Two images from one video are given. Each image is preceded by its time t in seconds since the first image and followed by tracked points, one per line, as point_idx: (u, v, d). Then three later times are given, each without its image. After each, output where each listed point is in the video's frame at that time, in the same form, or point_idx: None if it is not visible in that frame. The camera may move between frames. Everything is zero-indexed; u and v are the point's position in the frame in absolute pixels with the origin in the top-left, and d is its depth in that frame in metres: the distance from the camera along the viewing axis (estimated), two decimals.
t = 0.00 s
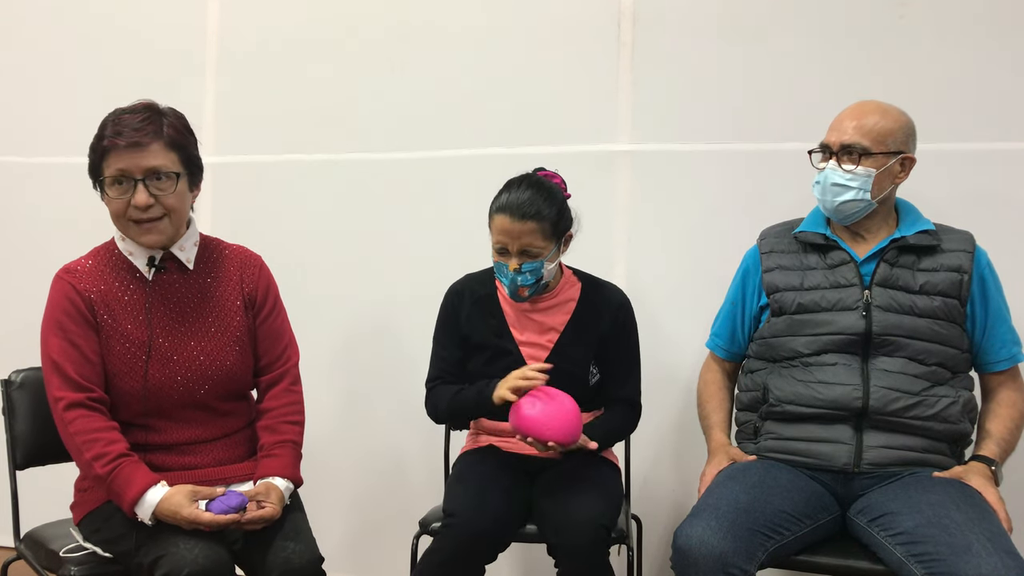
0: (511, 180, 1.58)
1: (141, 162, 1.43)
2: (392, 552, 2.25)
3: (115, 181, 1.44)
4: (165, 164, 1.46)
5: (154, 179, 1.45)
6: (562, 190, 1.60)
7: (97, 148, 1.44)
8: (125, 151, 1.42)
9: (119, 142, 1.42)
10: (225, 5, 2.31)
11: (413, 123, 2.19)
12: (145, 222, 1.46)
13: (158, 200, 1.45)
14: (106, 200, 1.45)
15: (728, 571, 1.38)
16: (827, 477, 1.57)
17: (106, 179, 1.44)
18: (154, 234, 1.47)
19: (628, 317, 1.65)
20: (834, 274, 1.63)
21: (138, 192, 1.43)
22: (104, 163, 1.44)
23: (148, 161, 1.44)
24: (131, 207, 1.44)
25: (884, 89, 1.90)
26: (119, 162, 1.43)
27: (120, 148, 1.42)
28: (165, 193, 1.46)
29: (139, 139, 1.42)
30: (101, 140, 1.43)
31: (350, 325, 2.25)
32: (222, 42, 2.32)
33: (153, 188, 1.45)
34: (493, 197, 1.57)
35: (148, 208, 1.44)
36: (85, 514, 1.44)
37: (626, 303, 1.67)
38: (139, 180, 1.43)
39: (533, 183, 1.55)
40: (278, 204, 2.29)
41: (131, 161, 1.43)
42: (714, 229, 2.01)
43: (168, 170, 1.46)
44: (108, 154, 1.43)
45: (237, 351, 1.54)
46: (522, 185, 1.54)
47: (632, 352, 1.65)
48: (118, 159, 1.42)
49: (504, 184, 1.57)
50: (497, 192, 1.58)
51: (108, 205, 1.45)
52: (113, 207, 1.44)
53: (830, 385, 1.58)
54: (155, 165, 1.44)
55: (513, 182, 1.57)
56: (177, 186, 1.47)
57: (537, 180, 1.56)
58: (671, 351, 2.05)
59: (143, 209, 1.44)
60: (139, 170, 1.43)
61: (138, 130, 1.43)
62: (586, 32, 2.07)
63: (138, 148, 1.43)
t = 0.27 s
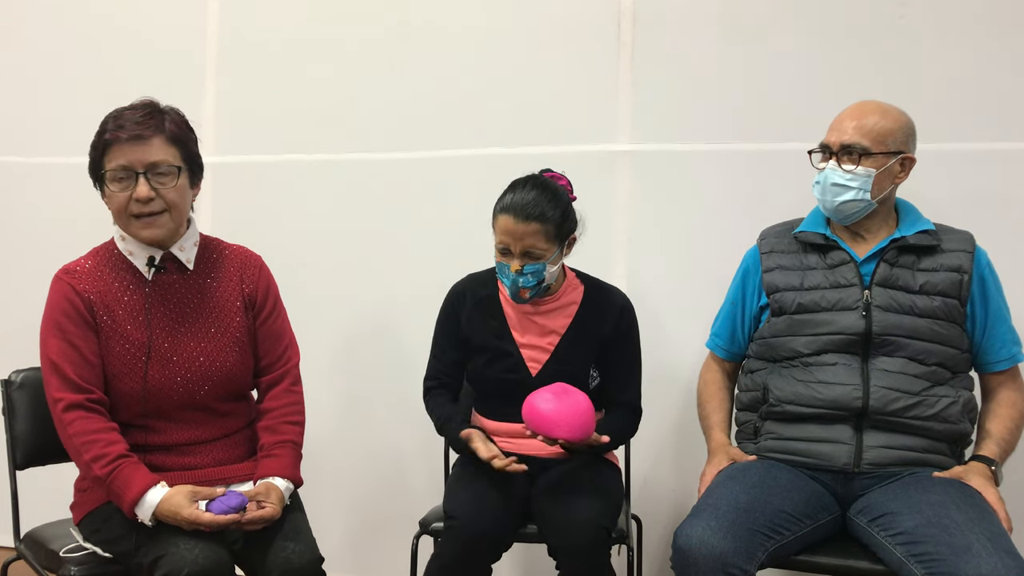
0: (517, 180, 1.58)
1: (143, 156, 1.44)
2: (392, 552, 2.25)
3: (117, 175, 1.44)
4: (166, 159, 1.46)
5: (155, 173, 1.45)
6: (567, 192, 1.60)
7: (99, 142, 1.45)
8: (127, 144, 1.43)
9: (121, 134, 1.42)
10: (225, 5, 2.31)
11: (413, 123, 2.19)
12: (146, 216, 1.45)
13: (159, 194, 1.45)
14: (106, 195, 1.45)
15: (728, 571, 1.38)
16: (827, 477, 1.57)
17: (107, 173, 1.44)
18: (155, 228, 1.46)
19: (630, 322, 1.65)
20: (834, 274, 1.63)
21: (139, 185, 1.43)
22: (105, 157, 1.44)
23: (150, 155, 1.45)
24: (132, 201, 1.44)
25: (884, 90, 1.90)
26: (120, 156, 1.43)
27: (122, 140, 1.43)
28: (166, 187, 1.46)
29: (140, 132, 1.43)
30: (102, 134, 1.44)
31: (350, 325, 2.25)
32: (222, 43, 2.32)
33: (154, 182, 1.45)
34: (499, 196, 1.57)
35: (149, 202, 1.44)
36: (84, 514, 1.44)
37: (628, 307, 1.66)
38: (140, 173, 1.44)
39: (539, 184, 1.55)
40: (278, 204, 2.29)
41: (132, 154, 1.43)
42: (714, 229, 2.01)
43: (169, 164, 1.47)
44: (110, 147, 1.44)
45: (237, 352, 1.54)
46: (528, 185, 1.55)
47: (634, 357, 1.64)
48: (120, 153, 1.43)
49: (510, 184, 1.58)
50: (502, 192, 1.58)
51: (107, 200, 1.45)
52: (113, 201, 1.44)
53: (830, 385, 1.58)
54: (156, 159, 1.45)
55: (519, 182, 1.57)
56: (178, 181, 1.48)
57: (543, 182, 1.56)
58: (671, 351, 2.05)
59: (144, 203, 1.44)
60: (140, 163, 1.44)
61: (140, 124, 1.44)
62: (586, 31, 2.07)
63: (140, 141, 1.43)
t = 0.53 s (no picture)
0: (515, 183, 1.58)
1: (148, 149, 1.46)
2: (392, 552, 2.25)
3: (122, 170, 1.45)
4: (171, 151, 1.48)
5: (160, 166, 1.47)
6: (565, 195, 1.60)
7: (106, 138, 1.47)
8: (133, 137, 1.45)
9: (127, 128, 1.45)
10: (226, 6, 2.31)
11: (414, 123, 2.19)
12: (150, 209, 1.46)
13: (163, 186, 1.46)
14: (112, 189, 1.46)
15: (728, 571, 1.38)
16: (827, 477, 1.57)
17: (112, 167, 1.45)
18: (159, 221, 1.47)
19: (630, 322, 1.65)
20: (834, 274, 1.63)
21: (144, 177, 1.44)
22: (112, 152, 1.46)
23: (155, 147, 1.46)
24: (137, 193, 1.45)
25: (884, 90, 1.90)
26: (127, 149, 1.45)
27: (128, 133, 1.45)
28: (170, 179, 1.47)
29: (147, 125, 1.46)
30: (109, 129, 1.46)
31: (350, 325, 2.25)
32: (223, 43, 2.32)
33: (158, 175, 1.46)
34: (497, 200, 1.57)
35: (153, 193, 1.45)
36: (85, 513, 1.44)
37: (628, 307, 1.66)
38: (145, 165, 1.45)
39: (538, 187, 1.55)
40: (279, 204, 2.29)
41: (138, 147, 1.45)
42: (714, 229, 2.01)
43: (174, 157, 1.48)
44: (117, 142, 1.46)
45: (238, 351, 1.54)
46: (525, 188, 1.55)
47: (634, 358, 1.65)
48: (126, 147, 1.45)
49: (508, 187, 1.58)
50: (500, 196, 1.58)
51: (113, 195, 1.46)
52: (119, 195, 1.45)
53: (830, 384, 1.58)
54: (160, 152, 1.47)
55: (515, 185, 1.57)
56: (182, 174, 1.49)
57: (541, 184, 1.55)
58: (671, 351, 2.05)
59: (148, 194, 1.45)
60: (145, 156, 1.45)
61: (146, 118, 1.47)
62: (586, 32, 2.07)
63: (146, 134, 1.46)
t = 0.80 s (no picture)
0: (512, 184, 1.57)
1: (158, 147, 1.46)
2: (392, 552, 2.25)
3: (132, 167, 1.45)
4: (181, 150, 1.48)
5: (170, 164, 1.47)
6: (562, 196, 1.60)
7: (113, 135, 1.46)
8: (142, 135, 1.45)
9: (137, 126, 1.45)
10: (226, 6, 2.31)
11: (414, 123, 2.19)
12: (161, 206, 1.46)
13: (174, 184, 1.46)
14: (121, 186, 1.45)
15: (728, 571, 1.38)
16: (827, 477, 1.57)
17: (122, 165, 1.44)
18: (169, 219, 1.47)
19: (629, 322, 1.65)
20: (834, 273, 1.63)
21: (155, 174, 1.45)
22: (120, 149, 1.46)
23: (166, 146, 1.47)
24: (148, 190, 1.45)
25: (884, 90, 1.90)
26: (136, 147, 1.45)
27: (138, 131, 1.45)
28: (181, 177, 1.47)
29: (156, 124, 1.46)
30: (117, 127, 1.45)
31: (350, 325, 2.25)
32: (223, 43, 2.32)
33: (169, 173, 1.46)
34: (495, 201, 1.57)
35: (164, 191, 1.45)
36: (86, 512, 1.44)
37: (627, 307, 1.66)
38: (156, 163, 1.45)
39: (534, 188, 1.54)
40: (278, 204, 2.29)
41: (148, 145, 1.45)
42: (713, 229, 2.01)
43: (184, 156, 1.48)
44: (126, 139, 1.45)
45: (241, 351, 1.54)
46: (523, 190, 1.54)
47: (633, 358, 1.64)
48: (136, 144, 1.45)
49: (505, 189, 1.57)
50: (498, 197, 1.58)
51: (122, 192, 1.45)
52: (129, 191, 1.45)
53: (830, 384, 1.58)
54: (170, 150, 1.47)
55: (513, 186, 1.56)
56: (191, 172, 1.49)
57: (539, 186, 1.55)
58: (671, 351, 2.05)
59: (159, 192, 1.45)
60: (156, 153, 1.46)
61: (155, 117, 1.47)
62: (586, 32, 2.07)
63: (157, 132, 1.46)
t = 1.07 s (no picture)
0: (510, 184, 1.57)
1: (165, 148, 1.46)
2: (392, 552, 2.25)
3: (139, 167, 1.45)
4: (188, 151, 1.49)
5: (177, 165, 1.47)
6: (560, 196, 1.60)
7: (119, 136, 1.46)
8: (148, 136, 1.45)
9: (143, 127, 1.45)
10: (226, 6, 2.31)
11: (414, 123, 2.20)
12: (168, 206, 1.46)
13: (181, 184, 1.47)
14: (128, 186, 1.45)
15: (728, 571, 1.38)
16: (827, 477, 1.57)
17: (128, 165, 1.44)
18: (176, 219, 1.47)
19: (628, 322, 1.65)
20: (834, 273, 1.63)
21: (163, 175, 1.45)
22: (126, 150, 1.45)
23: (173, 146, 1.47)
24: (156, 191, 1.45)
25: (884, 90, 1.90)
26: (143, 148, 1.45)
27: (145, 132, 1.45)
28: (188, 178, 1.48)
29: (162, 125, 1.46)
30: (123, 127, 1.45)
31: (350, 325, 2.25)
32: (223, 43, 2.32)
33: (177, 174, 1.47)
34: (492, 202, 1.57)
35: (172, 191, 1.45)
36: (86, 512, 1.44)
37: (626, 307, 1.66)
38: (164, 163, 1.46)
39: (532, 189, 1.54)
40: (278, 204, 2.29)
41: (154, 146, 1.45)
42: (713, 229, 2.01)
43: (191, 156, 1.49)
44: (132, 140, 1.45)
45: (242, 351, 1.54)
46: (522, 190, 1.54)
47: (633, 357, 1.65)
48: (142, 145, 1.45)
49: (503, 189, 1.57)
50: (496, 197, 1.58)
51: (129, 192, 1.45)
52: (136, 192, 1.45)
53: (830, 384, 1.58)
54: (176, 150, 1.47)
55: (511, 187, 1.56)
56: (198, 173, 1.50)
57: (537, 187, 1.55)
58: (671, 351, 2.05)
59: (167, 192, 1.45)
60: (164, 154, 1.46)
61: (160, 118, 1.47)
62: (586, 32, 2.07)
63: (164, 133, 1.46)
